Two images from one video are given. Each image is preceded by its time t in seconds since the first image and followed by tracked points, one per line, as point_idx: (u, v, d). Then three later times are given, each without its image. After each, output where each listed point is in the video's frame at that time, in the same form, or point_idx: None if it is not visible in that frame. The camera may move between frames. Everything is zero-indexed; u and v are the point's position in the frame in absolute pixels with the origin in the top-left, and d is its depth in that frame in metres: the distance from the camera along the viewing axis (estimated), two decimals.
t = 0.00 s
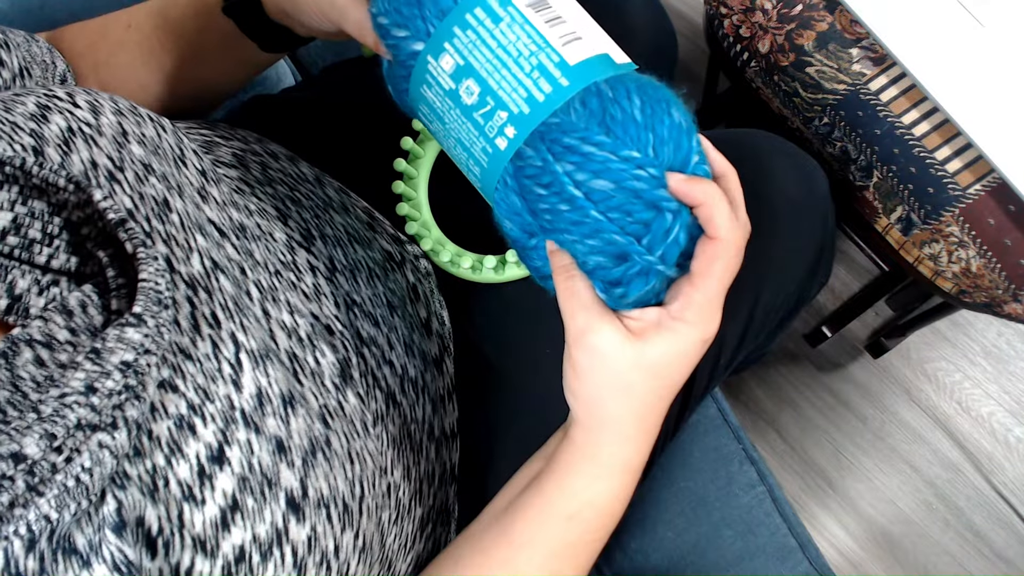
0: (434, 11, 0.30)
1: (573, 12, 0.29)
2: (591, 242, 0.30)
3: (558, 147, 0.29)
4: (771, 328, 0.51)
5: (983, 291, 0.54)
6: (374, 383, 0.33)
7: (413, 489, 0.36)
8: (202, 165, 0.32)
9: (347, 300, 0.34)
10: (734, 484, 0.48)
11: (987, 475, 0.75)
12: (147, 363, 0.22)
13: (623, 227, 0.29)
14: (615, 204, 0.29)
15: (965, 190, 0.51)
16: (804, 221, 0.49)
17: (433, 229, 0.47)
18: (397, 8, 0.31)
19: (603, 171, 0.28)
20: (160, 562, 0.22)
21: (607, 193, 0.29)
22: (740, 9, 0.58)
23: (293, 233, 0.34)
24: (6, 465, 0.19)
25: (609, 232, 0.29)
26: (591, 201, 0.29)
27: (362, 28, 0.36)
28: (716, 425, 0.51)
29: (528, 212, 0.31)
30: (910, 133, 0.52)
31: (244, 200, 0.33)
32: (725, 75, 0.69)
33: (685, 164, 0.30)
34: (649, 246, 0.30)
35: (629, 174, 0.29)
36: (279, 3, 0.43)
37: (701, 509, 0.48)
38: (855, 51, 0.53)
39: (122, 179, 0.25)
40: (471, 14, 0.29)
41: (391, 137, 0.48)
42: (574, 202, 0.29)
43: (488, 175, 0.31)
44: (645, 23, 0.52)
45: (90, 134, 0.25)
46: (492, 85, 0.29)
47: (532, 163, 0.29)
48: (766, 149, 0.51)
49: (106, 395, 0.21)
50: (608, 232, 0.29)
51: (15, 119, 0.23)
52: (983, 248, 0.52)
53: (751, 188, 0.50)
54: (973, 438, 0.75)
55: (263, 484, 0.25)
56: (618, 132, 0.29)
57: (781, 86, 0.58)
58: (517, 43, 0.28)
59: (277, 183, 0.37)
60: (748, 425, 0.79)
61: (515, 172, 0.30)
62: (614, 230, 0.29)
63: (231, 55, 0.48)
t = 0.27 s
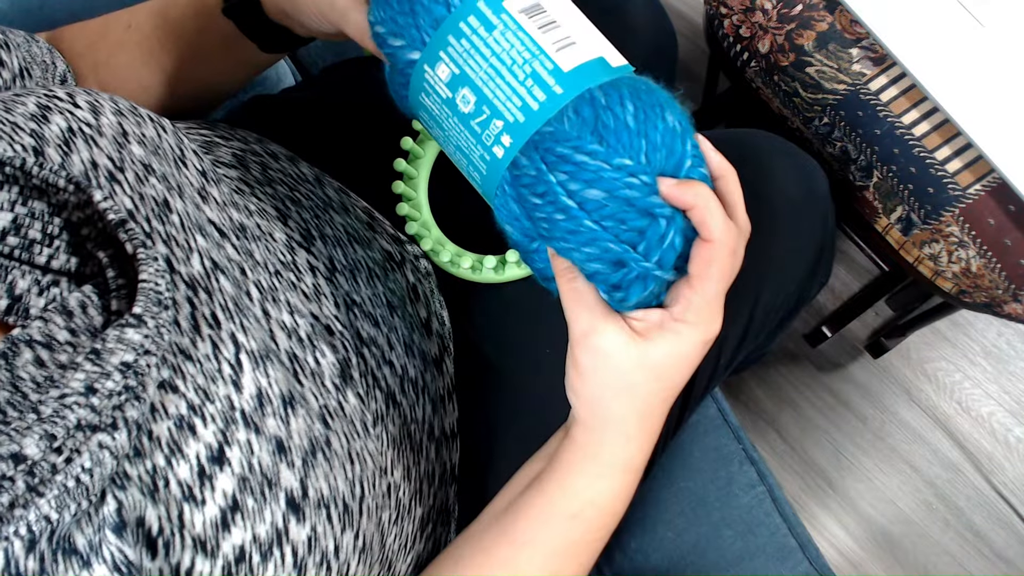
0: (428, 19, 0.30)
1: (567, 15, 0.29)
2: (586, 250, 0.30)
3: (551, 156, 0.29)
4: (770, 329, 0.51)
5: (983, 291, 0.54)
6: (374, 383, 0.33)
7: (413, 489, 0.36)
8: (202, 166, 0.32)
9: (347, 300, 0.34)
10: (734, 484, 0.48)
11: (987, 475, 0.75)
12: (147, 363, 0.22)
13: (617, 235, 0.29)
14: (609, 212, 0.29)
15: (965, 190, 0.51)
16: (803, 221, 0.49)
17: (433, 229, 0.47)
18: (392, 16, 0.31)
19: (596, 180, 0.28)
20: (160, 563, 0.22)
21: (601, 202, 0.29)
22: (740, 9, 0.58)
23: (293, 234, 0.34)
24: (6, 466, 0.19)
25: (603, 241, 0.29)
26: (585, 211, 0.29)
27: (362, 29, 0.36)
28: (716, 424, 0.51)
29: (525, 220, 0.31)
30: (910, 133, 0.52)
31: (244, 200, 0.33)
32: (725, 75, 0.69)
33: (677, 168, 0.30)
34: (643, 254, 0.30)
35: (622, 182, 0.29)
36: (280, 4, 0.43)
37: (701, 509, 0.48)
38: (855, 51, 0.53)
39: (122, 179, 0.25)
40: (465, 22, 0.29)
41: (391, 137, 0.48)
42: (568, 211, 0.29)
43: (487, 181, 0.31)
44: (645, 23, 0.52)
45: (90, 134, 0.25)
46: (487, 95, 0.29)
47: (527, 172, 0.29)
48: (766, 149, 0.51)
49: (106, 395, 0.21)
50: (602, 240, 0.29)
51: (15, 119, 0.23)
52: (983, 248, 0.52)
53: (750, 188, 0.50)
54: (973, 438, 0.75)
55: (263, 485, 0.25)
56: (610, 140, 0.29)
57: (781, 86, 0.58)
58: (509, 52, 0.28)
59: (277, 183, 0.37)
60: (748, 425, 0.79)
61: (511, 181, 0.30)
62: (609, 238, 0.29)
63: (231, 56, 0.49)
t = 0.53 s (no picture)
0: (439, 16, 0.29)
1: (576, 15, 0.29)
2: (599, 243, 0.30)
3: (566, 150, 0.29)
4: (770, 329, 0.51)
5: (983, 291, 0.54)
6: (374, 383, 0.33)
7: (413, 489, 0.36)
8: (203, 166, 0.32)
9: (347, 300, 0.34)
10: (734, 484, 0.48)
11: (987, 475, 0.75)
12: (149, 363, 0.22)
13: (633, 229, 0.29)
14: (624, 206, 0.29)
15: (965, 190, 0.51)
16: (803, 221, 0.49)
17: (433, 229, 0.47)
18: (402, 12, 0.31)
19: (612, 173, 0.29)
20: (161, 562, 0.22)
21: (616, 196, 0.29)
22: (740, 9, 0.58)
23: (293, 234, 0.34)
24: (8, 465, 0.19)
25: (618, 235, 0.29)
26: (600, 205, 0.29)
27: (363, 29, 0.36)
28: (716, 424, 0.52)
29: (536, 215, 0.31)
30: (910, 133, 0.52)
31: (244, 200, 0.33)
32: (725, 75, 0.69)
33: (689, 165, 0.31)
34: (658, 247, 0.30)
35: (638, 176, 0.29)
36: (281, 4, 0.43)
37: (701, 509, 0.48)
38: (855, 51, 0.53)
39: (123, 179, 0.25)
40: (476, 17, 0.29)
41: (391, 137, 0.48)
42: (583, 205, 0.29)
43: (494, 180, 0.31)
44: (645, 23, 0.52)
45: (92, 134, 0.25)
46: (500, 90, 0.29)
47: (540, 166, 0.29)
48: (766, 149, 0.51)
49: (107, 395, 0.21)
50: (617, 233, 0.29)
51: (17, 120, 0.23)
52: (983, 248, 0.52)
53: (751, 188, 0.50)
54: (973, 438, 0.75)
55: (264, 484, 0.25)
56: (626, 135, 0.29)
57: (781, 86, 0.58)
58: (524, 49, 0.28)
59: (277, 184, 0.37)
60: (748, 425, 0.79)
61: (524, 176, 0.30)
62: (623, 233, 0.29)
63: (231, 57, 0.49)
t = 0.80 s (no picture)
0: (460, 8, 0.30)
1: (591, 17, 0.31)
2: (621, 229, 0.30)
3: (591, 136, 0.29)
4: (771, 329, 0.51)
5: (983, 291, 0.54)
6: (373, 384, 0.33)
7: (412, 490, 0.36)
8: (203, 168, 0.32)
9: (346, 301, 0.34)
10: (734, 484, 0.49)
11: (987, 475, 0.75)
12: (149, 364, 0.22)
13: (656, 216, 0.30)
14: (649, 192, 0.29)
15: (965, 190, 0.51)
16: (803, 222, 0.49)
17: (433, 229, 0.46)
18: (419, 3, 0.32)
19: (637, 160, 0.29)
20: (161, 562, 0.22)
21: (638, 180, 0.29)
22: (740, 9, 0.58)
23: (292, 235, 0.34)
24: (9, 465, 0.19)
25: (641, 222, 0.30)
26: (625, 190, 0.30)
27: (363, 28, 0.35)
28: (716, 424, 0.52)
29: (553, 204, 0.31)
30: (910, 133, 0.52)
31: (243, 201, 0.33)
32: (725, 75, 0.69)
33: (707, 162, 0.32)
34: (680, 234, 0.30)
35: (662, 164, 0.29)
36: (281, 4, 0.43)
37: (701, 509, 0.48)
38: (855, 51, 0.53)
39: (123, 181, 0.25)
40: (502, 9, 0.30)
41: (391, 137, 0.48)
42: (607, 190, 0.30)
43: (509, 171, 0.31)
44: (646, 23, 0.52)
45: (91, 136, 0.25)
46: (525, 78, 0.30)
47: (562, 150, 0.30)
48: (766, 150, 0.51)
49: (108, 395, 0.21)
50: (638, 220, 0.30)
51: (17, 121, 0.23)
52: (983, 248, 0.52)
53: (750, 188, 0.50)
54: (973, 438, 0.75)
55: (263, 484, 0.25)
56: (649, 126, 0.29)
57: (781, 86, 0.58)
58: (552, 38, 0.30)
59: (276, 185, 0.37)
60: (748, 425, 0.79)
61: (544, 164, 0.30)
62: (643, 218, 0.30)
63: (230, 57, 0.49)
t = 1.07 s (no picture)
0: None
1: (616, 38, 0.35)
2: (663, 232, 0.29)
3: (644, 133, 0.28)
4: (771, 329, 0.51)
5: (983, 291, 0.54)
6: (373, 384, 0.33)
7: (413, 490, 0.36)
8: (203, 168, 0.32)
9: (346, 301, 0.34)
10: (734, 484, 0.49)
11: (987, 475, 0.75)
12: (148, 364, 0.22)
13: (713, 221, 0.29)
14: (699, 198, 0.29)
15: (965, 190, 0.51)
16: (804, 222, 0.49)
17: (433, 229, 0.46)
18: None
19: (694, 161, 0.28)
20: (159, 562, 0.22)
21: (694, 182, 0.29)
22: (740, 9, 0.58)
23: (292, 235, 0.34)
24: (8, 465, 0.19)
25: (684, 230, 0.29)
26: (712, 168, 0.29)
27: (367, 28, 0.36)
28: (717, 424, 0.52)
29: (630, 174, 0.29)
30: (910, 133, 0.52)
31: (243, 201, 0.33)
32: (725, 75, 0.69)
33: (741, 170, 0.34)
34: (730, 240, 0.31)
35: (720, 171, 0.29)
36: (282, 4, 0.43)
37: (701, 509, 0.48)
38: (855, 51, 0.53)
39: (123, 181, 0.25)
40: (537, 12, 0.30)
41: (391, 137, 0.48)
42: (662, 190, 0.28)
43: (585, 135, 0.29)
44: (646, 23, 0.52)
45: (91, 136, 0.25)
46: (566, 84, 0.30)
47: (605, 149, 0.29)
48: (766, 150, 0.51)
49: (107, 396, 0.21)
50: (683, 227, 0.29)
51: (16, 121, 0.23)
52: (983, 248, 0.52)
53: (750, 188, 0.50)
54: (973, 438, 0.75)
55: (262, 485, 0.25)
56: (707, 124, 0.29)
57: (781, 86, 0.58)
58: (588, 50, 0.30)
59: (277, 185, 0.37)
60: (748, 425, 0.79)
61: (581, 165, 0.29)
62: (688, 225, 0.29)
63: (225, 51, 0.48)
